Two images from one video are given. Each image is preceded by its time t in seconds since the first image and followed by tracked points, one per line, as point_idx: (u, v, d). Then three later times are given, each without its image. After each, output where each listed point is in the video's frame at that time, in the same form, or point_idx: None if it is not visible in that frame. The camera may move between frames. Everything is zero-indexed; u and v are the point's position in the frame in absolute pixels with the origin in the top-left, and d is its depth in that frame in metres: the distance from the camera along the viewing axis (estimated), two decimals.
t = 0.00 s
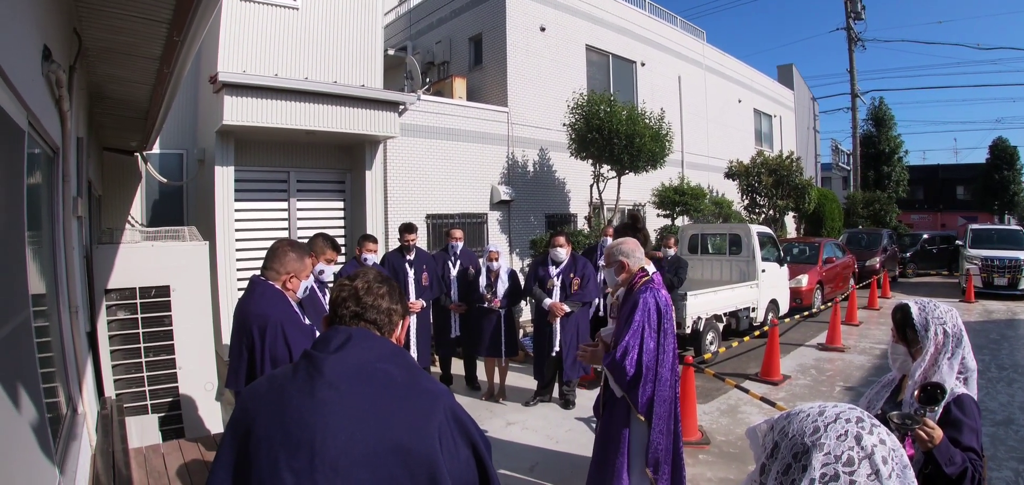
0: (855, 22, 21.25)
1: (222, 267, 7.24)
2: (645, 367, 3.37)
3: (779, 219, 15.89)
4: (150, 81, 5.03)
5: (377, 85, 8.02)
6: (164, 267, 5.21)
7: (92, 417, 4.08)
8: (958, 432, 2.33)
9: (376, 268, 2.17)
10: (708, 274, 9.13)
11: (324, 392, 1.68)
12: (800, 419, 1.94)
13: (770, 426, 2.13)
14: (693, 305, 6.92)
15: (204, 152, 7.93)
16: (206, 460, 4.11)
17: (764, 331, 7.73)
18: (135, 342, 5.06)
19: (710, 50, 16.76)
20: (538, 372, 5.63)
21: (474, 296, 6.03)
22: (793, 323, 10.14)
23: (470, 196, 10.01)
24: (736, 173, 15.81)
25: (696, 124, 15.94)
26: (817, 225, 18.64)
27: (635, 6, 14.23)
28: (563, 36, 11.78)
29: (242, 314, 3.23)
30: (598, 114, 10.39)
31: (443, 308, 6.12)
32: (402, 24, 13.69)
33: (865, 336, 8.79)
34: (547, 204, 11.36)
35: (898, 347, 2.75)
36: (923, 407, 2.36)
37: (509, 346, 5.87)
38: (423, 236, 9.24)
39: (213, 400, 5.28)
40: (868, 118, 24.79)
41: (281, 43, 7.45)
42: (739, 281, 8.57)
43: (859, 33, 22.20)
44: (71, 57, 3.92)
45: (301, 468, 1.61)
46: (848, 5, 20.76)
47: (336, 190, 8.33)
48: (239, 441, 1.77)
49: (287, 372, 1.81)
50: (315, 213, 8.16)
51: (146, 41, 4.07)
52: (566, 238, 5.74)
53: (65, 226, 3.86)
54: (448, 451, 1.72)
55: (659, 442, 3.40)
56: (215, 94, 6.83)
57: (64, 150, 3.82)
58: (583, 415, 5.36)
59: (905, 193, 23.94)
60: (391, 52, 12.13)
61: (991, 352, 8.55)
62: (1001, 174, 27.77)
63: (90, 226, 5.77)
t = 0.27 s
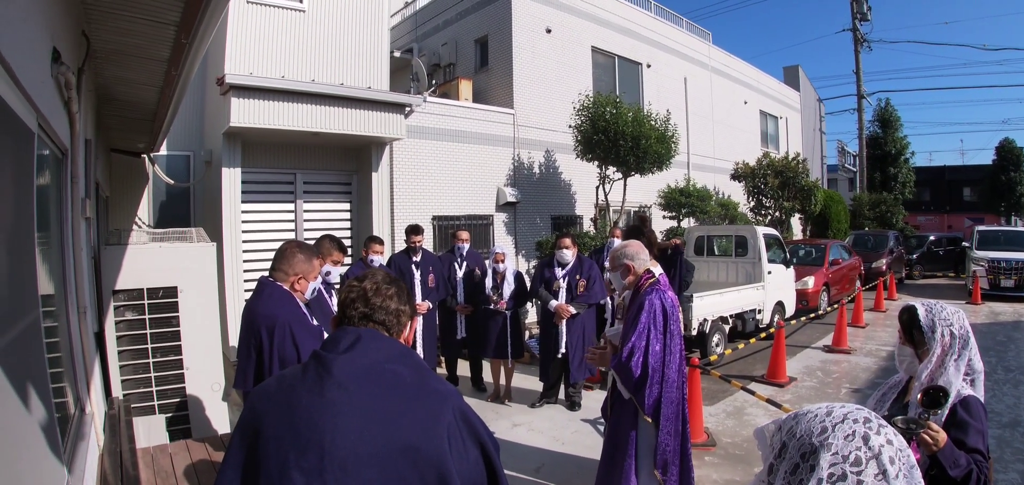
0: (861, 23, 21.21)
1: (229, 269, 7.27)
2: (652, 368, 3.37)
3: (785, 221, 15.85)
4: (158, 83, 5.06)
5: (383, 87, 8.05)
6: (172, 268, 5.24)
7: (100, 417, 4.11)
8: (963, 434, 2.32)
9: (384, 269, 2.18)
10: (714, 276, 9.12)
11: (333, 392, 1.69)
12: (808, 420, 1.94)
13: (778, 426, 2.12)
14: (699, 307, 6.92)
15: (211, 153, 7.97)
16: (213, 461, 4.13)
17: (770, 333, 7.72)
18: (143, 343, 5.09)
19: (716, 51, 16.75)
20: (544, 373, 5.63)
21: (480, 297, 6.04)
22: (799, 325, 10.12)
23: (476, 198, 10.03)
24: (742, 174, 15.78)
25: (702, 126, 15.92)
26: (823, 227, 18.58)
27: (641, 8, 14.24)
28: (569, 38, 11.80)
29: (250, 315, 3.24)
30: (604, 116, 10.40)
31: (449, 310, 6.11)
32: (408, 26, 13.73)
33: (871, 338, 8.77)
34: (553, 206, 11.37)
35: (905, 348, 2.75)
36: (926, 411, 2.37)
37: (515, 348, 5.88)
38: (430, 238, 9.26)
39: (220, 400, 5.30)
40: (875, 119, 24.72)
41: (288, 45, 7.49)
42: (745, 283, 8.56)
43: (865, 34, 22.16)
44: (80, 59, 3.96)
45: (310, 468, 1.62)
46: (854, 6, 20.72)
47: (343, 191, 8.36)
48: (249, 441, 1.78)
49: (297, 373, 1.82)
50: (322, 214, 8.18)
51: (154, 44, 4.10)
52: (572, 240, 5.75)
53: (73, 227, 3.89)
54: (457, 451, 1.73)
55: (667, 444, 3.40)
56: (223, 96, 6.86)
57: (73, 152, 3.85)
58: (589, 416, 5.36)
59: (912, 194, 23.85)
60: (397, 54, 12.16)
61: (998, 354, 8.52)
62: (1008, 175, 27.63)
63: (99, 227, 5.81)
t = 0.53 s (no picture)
0: (868, 23, 21.12)
1: (236, 268, 7.30)
2: (659, 369, 3.37)
3: (792, 222, 15.80)
4: (165, 83, 5.08)
5: (389, 87, 8.06)
6: (178, 268, 5.26)
7: (106, 415, 4.13)
8: (971, 434, 2.30)
9: (392, 268, 2.18)
10: (721, 276, 9.10)
11: (341, 391, 1.69)
12: (815, 418, 1.93)
13: (784, 425, 2.12)
14: (705, 307, 6.91)
15: (218, 153, 8.00)
16: (219, 459, 4.14)
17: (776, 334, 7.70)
18: (150, 342, 5.11)
19: (722, 51, 16.71)
20: (550, 373, 5.63)
21: (486, 297, 6.05)
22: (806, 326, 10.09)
23: (482, 198, 10.03)
24: (748, 175, 15.75)
25: (708, 126, 15.89)
26: (830, 228, 18.53)
27: (647, 8, 14.22)
28: (575, 38, 11.80)
29: (257, 314, 3.25)
30: (610, 116, 10.39)
31: (455, 309, 6.18)
32: (414, 27, 13.75)
33: (878, 339, 8.73)
34: (559, 206, 11.36)
35: (913, 349, 2.74)
36: (932, 412, 2.37)
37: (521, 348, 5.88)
38: (436, 238, 9.27)
39: (226, 399, 5.32)
40: (881, 120, 24.62)
41: (294, 46, 7.51)
42: (751, 283, 8.54)
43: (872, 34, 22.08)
44: (87, 59, 3.97)
45: (318, 467, 1.62)
46: (860, 5, 20.65)
47: (349, 191, 8.38)
48: (258, 440, 1.78)
49: (305, 372, 1.82)
50: (328, 214, 8.21)
51: (161, 44, 4.11)
52: (578, 240, 5.75)
53: (80, 226, 3.90)
54: (464, 450, 1.73)
55: (674, 445, 3.39)
56: (229, 96, 6.88)
57: (80, 152, 3.87)
58: (595, 417, 5.35)
59: (919, 195, 23.74)
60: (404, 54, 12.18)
61: (1005, 355, 8.47)
62: (1016, 176, 27.47)
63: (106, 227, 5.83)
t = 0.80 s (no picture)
0: (871, 23, 21.08)
1: (239, 268, 7.31)
2: (661, 369, 3.37)
3: (794, 222, 15.79)
4: (169, 84, 5.09)
5: (392, 87, 8.07)
6: (181, 267, 5.27)
7: (109, 414, 4.13)
8: (973, 435, 2.30)
9: (395, 267, 2.18)
10: (723, 277, 9.09)
11: (344, 390, 1.70)
12: (815, 416, 1.94)
13: (785, 424, 2.12)
14: (708, 308, 6.90)
15: (221, 153, 8.01)
16: (222, 458, 4.15)
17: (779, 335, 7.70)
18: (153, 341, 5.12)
19: (725, 52, 16.69)
20: (552, 374, 5.65)
21: (488, 298, 6.06)
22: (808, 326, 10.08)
23: (485, 198, 10.03)
24: (751, 175, 15.74)
25: (711, 126, 15.87)
26: (832, 228, 18.50)
27: (650, 8, 14.21)
28: (578, 38, 11.79)
29: (260, 314, 3.26)
30: (613, 116, 10.38)
31: (458, 309, 6.22)
32: (416, 28, 13.76)
33: (880, 340, 8.72)
34: (562, 207, 11.36)
35: (915, 350, 2.74)
36: (934, 413, 2.38)
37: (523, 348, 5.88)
38: (439, 238, 9.28)
39: (229, 399, 5.33)
40: (884, 120, 24.58)
41: (297, 46, 7.52)
42: (754, 284, 8.53)
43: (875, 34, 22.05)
44: (91, 59, 3.98)
45: (321, 465, 1.63)
46: (863, 6, 20.61)
47: (352, 191, 8.40)
48: (260, 439, 1.79)
49: (308, 372, 1.83)
50: (331, 214, 8.22)
51: (164, 44, 4.12)
52: (580, 240, 5.75)
53: (84, 226, 3.91)
54: (467, 450, 1.73)
55: (676, 445, 3.39)
56: (233, 96, 6.89)
57: (84, 151, 3.87)
58: (597, 417, 5.35)
59: (921, 195, 23.70)
60: (406, 55, 12.19)
61: (1008, 356, 8.45)
62: (1019, 176, 27.41)
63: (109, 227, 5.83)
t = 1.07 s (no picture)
0: (873, 21, 21.03)
1: (240, 266, 7.32)
2: (662, 366, 3.37)
3: (796, 220, 15.78)
4: (170, 82, 5.09)
5: (393, 85, 8.07)
6: (182, 265, 5.27)
7: (111, 412, 4.14)
8: (974, 432, 2.30)
9: (396, 264, 2.18)
10: (725, 275, 9.09)
11: (346, 387, 1.70)
12: (811, 411, 1.94)
13: (782, 419, 2.12)
14: (709, 305, 6.90)
15: (222, 152, 8.01)
16: (223, 456, 4.16)
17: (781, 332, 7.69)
18: (155, 339, 5.13)
19: (727, 49, 16.66)
20: (554, 371, 5.66)
21: (490, 295, 6.06)
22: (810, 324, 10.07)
23: (486, 196, 10.03)
24: (752, 173, 15.73)
25: (712, 124, 15.85)
26: (834, 226, 18.48)
27: (652, 5, 14.18)
28: (579, 36, 11.78)
29: (262, 311, 3.26)
30: (614, 114, 10.37)
31: (459, 307, 6.18)
32: (418, 25, 13.75)
33: (882, 338, 8.72)
34: (563, 204, 11.36)
35: (916, 347, 2.73)
36: (934, 410, 2.38)
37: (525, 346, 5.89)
38: (440, 236, 9.29)
39: (231, 396, 5.34)
40: (886, 118, 24.54)
41: (298, 44, 7.52)
42: (755, 282, 8.53)
43: (876, 31, 22.02)
44: (93, 57, 3.98)
45: (322, 463, 1.63)
46: (865, 3, 20.57)
47: (353, 189, 8.40)
48: (261, 435, 1.79)
49: (309, 368, 1.83)
50: (332, 212, 8.23)
51: (167, 43, 4.13)
52: (582, 238, 5.75)
53: (86, 224, 3.91)
54: (468, 447, 1.74)
55: (675, 443, 3.39)
56: (234, 94, 6.89)
57: (85, 149, 3.87)
58: (598, 415, 5.36)
59: (923, 193, 23.68)
60: (407, 53, 12.19)
61: (1009, 354, 8.45)
62: (1021, 174, 27.36)
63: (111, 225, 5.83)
